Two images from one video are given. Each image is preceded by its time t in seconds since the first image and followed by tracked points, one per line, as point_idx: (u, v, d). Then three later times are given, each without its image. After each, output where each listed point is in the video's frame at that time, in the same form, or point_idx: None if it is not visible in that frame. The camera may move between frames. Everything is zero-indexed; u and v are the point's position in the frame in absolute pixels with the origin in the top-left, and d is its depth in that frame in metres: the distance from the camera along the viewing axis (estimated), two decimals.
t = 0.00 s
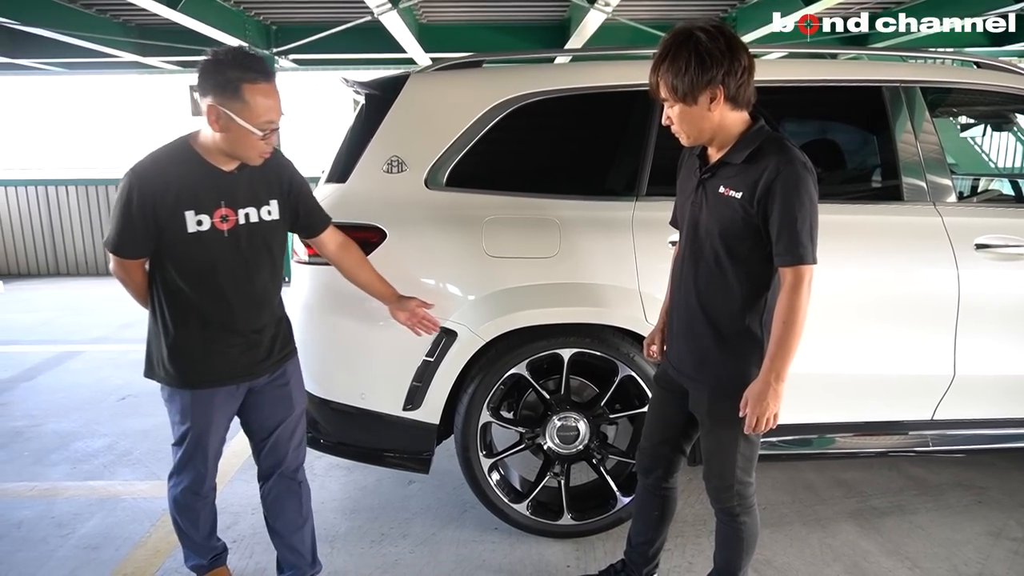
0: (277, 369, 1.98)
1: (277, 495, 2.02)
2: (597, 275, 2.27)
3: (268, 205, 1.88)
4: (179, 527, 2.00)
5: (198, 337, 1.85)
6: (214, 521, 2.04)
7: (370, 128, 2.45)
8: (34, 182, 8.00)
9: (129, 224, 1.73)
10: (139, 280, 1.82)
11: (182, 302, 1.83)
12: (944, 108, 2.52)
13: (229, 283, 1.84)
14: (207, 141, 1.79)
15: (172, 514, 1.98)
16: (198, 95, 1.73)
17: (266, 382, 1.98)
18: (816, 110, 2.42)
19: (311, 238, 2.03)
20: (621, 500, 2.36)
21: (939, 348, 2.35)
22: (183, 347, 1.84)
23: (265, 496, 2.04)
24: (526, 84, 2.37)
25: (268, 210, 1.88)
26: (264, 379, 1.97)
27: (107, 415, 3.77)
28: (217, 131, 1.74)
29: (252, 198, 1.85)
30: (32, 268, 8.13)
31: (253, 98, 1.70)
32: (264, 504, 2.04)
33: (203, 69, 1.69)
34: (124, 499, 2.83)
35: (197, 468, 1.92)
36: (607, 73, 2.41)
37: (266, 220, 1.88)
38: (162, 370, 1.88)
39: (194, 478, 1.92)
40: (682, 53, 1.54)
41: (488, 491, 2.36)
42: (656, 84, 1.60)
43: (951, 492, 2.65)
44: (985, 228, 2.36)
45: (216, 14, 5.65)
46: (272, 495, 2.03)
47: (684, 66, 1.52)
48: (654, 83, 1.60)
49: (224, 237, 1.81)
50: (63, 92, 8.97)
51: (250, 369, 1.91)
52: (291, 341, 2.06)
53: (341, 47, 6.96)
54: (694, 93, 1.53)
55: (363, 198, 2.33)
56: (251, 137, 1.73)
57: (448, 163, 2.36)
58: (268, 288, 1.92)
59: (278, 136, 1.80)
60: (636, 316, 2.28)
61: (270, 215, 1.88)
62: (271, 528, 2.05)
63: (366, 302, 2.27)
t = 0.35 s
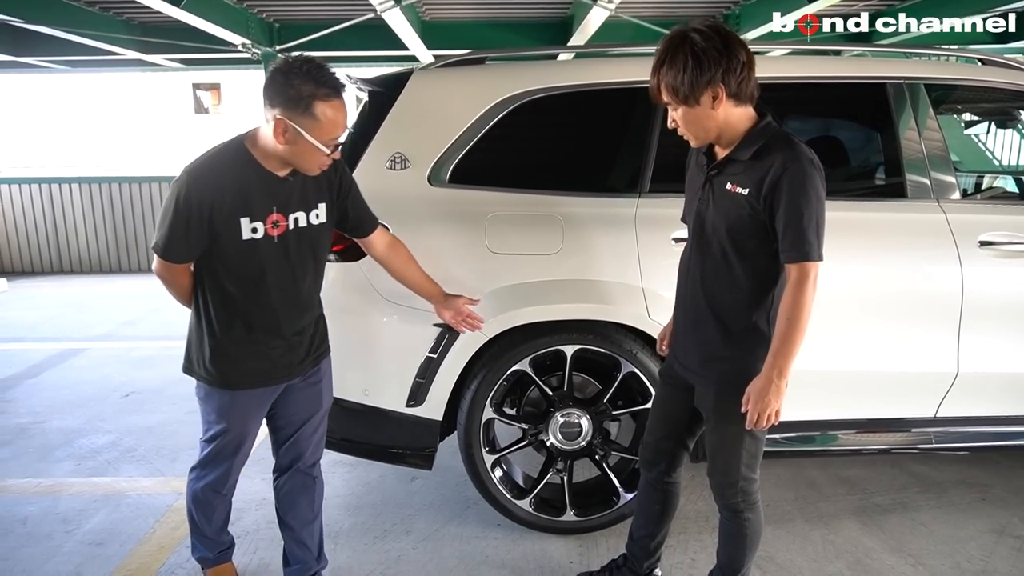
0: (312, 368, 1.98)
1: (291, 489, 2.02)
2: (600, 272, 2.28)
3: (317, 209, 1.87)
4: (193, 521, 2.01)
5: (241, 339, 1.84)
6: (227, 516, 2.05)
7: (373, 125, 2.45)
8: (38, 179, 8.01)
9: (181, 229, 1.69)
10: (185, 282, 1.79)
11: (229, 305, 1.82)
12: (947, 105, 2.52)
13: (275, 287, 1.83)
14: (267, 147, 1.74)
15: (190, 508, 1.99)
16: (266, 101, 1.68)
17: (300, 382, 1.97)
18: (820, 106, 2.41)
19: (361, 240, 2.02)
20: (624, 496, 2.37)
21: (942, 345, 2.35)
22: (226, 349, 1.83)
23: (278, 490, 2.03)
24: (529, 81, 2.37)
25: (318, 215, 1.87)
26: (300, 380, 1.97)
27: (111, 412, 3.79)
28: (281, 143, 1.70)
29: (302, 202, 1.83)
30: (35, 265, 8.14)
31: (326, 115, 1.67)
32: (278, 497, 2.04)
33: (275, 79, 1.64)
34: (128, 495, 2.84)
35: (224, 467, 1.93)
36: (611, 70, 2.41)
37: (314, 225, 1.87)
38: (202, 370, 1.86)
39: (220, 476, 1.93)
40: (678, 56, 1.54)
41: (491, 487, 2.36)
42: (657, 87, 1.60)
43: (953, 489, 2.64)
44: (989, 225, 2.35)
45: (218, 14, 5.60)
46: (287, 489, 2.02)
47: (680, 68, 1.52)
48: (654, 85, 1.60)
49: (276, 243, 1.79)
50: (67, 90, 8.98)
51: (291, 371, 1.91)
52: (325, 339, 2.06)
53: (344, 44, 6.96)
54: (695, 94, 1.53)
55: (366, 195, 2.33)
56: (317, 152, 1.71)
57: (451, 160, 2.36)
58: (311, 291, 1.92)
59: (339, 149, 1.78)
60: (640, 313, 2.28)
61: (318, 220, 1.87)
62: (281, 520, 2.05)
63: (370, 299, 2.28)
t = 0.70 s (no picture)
0: (331, 367, 1.97)
1: (299, 484, 2.02)
2: (601, 268, 2.28)
3: (346, 210, 1.85)
4: (206, 517, 2.02)
5: (265, 337, 1.82)
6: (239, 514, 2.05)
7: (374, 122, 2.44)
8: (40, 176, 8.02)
9: (210, 224, 1.67)
10: (210, 275, 1.78)
11: (255, 301, 1.81)
12: (949, 101, 2.51)
13: (301, 286, 1.82)
14: (304, 148, 1.72)
15: (205, 505, 2.00)
16: (306, 101, 1.66)
17: (319, 382, 1.96)
18: (821, 103, 2.41)
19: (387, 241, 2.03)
20: (625, 492, 2.37)
21: (943, 341, 2.35)
22: (250, 345, 1.82)
23: (286, 484, 2.04)
24: (531, 77, 2.37)
25: (346, 216, 1.85)
26: (320, 378, 1.96)
27: (113, 408, 3.80)
28: (319, 144, 1.69)
29: (332, 202, 1.81)
30: (38, 262, 8.16)
31: (366, 119, 1.65)
32: (286, 491, 2.04)
33: (317, 80, 1.63)
34: (130, 490, 2.85)
35: (242, 468, 1.92)
36: (611, 66, 2.41)
37: (342, 225, 1.85)
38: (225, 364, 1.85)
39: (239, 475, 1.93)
40: (675, 62, 1.54)
41: (492, 483, 2.37)
42: (658, 93, 1.61)
43: (954, 485, 2.65)
44: (990, 222, 2.35)
45: (218, 10, 5.60)
46: (296, 484, 2.03)
47: (678, 74, 1.53)
48: (655, 91, 1.61)
49: (304, 243, 1.78)
50: (69, 87, 8.99)
51: (312, 371, 1.90)
52: (345, 338, 2.05)
53: (346, 41, 6.96)
54: (695, 99, 1.54)
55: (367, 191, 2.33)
56: (355, 155, 1.69)
57: (452, 156, 2.36)
58: (335, 291, 1.91)
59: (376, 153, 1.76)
60: (640, 310, 2.28)
61: (346, 220, 1.85)
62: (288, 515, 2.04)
63: (371, 296, 2.29)
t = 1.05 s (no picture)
0: (337, 358, 1.97)
1: (298, 473, 2.03)
2: (598, 260, 2.28)
3: (350, 201, 1.84)
4: (220, 514, 2.00)
5: (275, 330, 1.81)
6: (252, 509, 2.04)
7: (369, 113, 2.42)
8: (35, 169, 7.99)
9: (221, 218, 1.64)
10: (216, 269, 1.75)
11: (263, 294, 1.79)
12: (947, 93, 2.51)
13: (310, 278, 1.80)
14: (313, 139, 1.70)
15: (219, 502, 1.98)
16: (317, 93, 1.63)
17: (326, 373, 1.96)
18: (818, 94, 2.41)
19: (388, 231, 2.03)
20: (620, 483, 2.38)
21: (939, 332, 2.35)
22: (260, 339, 1.80)
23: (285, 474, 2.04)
24: (528, 68, 2.36)
25: (351, 207, 1.85)
26: (327, 370, 1.96)
27: (109, 401, 3.79)
28: (330, 136, 1.67)
29: (338, 194, 1.80)
30: (33, 256, 8.13)
31: (379, 111, 1.64)
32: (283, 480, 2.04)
33: (329, 72, 1.61)
34: (126, 483, 2.85)
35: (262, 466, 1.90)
36: (608, 58, 2.40)
37: (347, 216, 1.84)
38: (235, 359, 1.82)
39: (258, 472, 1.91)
40: (696, 51, 1.52)
41: (488, 475, 2.37)
42: (678, 81, 1.59)
43: (949, 477, 2.65)
44: (986, 213, 2.35)
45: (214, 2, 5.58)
46: (295, 473, 2.03)
47: (700, 63, 1.51)
48: (674, 79, 1.59)
49: (312, 235, 1.76)
50: (63, 80, 8.95)
51: (321, 363, 1.90)
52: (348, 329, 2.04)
53: (342, 33, 6.93)
54: (716, 89, 1.52)
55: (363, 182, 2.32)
56: (367, 148, 1.68)
57: (448, 148, 2.35)
58: (340, 282, 1.90)
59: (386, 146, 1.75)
60: (636, 302, 2.27)
61: (351, 212, 1.85)
62: (285, 505, 2.04)
63: (367, 288, 2.28)
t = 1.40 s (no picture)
0: (315, 346, 1.96)
1: (278, 463, 2.02)
2: (585, 248, 2.27)
3: (326, 188, 1.83)
4: (198, 504, 1.99)
5: (250, 317, 1.79)
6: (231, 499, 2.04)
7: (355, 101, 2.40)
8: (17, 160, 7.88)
9: (193, 203, 1.63)
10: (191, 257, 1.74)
11: (238, 282, 1.77)
12: (931, 81, 2.52)
13: (285, 265, 1.79)
14: (287, 125, 1.69)
15: (195, 492, 1.98)
16: (289, 77, 1.62)
17: (304, 361, 1.95)
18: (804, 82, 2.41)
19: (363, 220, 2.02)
20: (608, 471, 2.39)
21: (923, 319, 2.37)
22: (235, 327, 1.78)
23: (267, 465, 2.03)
24: (515, 55, 2.35)
25: (328, 194, 1.83)
26: (305, 358, 1.94)
27: (95, 393, 3.76)
28: (303, 120, 1.65)
29: (313, 180, 1.79)
30: (16, 247, 8.04)
31: (352, 94, 1.63)
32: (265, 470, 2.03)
33: (299, 56, 1.59)
34: (112, 475, 2.83)
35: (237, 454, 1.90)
36: (595, 45, 2.39)
37: (323, 203, 1.83)
38: (211, 347, 1.81)
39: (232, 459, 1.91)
40: (720, 38, 1.54)
41: (476, 464, 2.37)
42: (700, 69, 1.60)
43: (932, 462, 2.68)
44: (970, 201, 2.37)
45: None
46: (276, 464, 2.02)
47: (725, 50, 1.52)
48: (697, 67, 1.60)
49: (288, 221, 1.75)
50: (45, 69, 8.83)
51: (298, 351, 1.88)
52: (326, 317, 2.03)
53: (329, 22, 6.87)
54: (740, 75, 1.54)
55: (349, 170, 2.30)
56: (342, 132, 1.67)
57: (435, 136, 2.33)
58: (317, 269, 1.88)
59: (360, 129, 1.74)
60: (623, 290, 2.27)
61: (327, 198, 1.83)
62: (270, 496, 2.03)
63: (353, 277, 2.27)
